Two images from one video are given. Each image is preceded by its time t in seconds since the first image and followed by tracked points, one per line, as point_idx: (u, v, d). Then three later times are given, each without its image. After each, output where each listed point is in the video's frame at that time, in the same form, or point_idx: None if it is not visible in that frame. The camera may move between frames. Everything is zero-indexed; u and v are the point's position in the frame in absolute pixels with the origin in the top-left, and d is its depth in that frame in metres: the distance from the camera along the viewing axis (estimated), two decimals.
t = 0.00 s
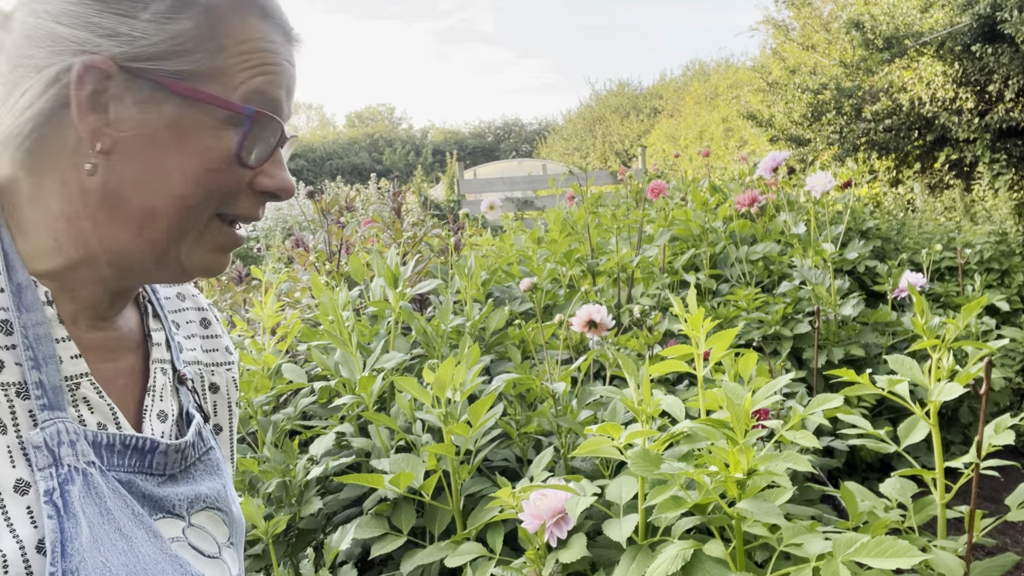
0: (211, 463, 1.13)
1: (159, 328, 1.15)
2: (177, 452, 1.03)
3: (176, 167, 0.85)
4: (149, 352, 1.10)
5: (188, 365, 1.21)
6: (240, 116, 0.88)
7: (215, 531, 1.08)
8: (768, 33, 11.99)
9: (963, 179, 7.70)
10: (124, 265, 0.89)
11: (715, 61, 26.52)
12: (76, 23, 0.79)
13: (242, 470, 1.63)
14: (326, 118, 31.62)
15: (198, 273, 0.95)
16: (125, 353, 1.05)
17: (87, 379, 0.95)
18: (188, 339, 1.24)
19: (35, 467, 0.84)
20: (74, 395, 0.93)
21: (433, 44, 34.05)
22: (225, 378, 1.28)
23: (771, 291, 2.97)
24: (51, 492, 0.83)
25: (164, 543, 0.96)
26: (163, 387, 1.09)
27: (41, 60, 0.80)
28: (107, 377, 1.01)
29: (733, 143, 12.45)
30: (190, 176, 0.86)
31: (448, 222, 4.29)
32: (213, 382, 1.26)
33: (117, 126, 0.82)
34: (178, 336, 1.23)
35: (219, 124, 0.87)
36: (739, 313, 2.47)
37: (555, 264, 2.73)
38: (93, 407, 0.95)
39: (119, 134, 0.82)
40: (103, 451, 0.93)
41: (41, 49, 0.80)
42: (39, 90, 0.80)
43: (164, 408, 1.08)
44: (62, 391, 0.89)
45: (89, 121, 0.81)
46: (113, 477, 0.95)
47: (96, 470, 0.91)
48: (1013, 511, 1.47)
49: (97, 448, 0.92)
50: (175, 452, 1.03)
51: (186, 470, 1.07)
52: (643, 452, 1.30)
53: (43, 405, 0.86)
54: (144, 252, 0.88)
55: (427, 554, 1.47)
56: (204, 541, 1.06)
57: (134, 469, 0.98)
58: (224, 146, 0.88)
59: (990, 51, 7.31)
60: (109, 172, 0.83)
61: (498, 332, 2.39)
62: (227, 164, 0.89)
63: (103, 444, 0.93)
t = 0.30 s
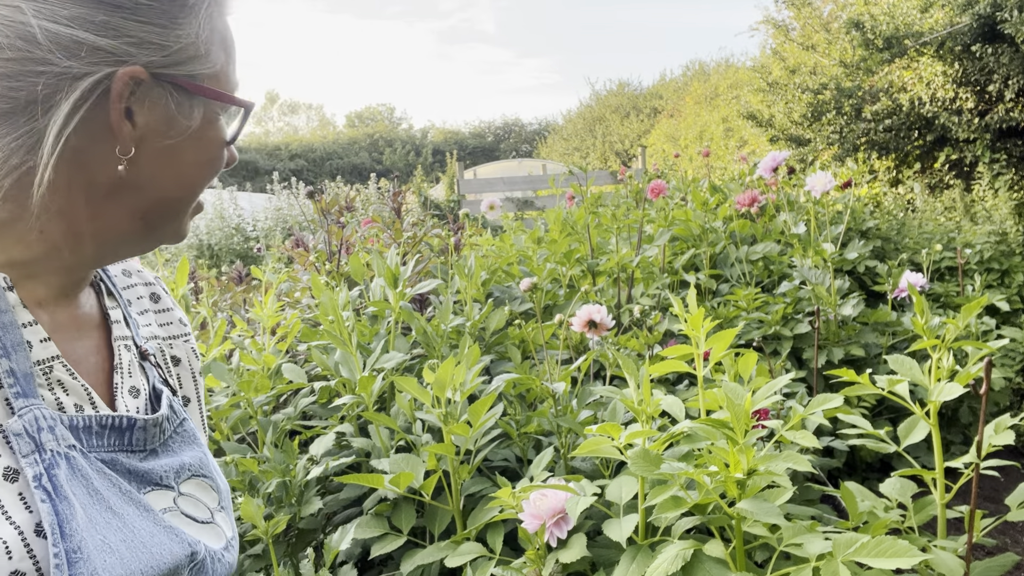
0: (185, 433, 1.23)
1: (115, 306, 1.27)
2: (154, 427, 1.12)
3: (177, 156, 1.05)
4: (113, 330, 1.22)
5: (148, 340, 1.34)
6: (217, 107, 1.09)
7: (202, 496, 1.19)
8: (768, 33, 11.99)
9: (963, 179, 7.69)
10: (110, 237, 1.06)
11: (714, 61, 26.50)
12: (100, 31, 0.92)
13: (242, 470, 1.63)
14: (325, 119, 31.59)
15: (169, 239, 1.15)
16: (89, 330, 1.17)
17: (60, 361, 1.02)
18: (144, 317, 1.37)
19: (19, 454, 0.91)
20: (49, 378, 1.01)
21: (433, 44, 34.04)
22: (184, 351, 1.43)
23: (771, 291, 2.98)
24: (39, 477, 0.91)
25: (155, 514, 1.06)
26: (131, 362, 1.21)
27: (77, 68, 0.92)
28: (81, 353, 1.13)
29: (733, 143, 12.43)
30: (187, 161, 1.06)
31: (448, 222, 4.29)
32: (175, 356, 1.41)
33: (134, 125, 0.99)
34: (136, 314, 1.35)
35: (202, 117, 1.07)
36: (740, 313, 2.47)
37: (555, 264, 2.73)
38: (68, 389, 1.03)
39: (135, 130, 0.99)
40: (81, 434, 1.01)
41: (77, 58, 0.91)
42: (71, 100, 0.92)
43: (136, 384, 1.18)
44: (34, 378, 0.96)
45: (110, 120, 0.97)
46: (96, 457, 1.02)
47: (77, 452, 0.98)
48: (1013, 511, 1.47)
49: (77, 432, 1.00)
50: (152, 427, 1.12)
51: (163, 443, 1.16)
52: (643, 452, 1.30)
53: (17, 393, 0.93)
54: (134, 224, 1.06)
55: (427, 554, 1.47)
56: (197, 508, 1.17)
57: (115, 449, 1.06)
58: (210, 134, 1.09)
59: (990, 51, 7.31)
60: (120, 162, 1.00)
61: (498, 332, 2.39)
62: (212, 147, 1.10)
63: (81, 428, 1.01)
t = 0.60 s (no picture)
0: (176, 412, 1.21)
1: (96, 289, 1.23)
2: (149, 404, 1.10)
3: (155, 134, 1.02)
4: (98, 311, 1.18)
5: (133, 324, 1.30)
6: (188, 84, 1.07)
7: (195, 476, 1.17)
8: (768, 33, 11.99)
9: (963, 179, 7.70)
10: (90, 220, 1.03)
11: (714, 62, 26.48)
12: (73, 8, 0.91)
13: (242, 470, 1.63)
14: (325, 118, 31.62)
15: (148, 223, 1.11)
16: (72, 314, 1.14)
17: (54, 338, 1.01)
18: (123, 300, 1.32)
19: (19, 427, 0.88)
20: (46, 354, 0.99)
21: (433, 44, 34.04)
22: (161, 335, 1.37)
23: (771, 291, 2.97)
24: (39, 451, 0.88)
25: (151, 492, 1.04)
26: (121, 343, 1.18)
27: (53, 46, 0.90)
28: (70, 334, 1.11)
29: (733, 143, 12.44)
30: (165, 139, 1.03)
31: (448, 222, 4.29)
32: (155, 340, 1.36)
33: (110, 103, 0.96)
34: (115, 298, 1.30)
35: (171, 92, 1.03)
36: (740, 313, 2.47)
37: (555, 264, 2.73)
38: (64, 365, 1.01)
39: (112, 108, 0.97)
40: (79, 409, 0.99)
41: (52, 36, 0.90)
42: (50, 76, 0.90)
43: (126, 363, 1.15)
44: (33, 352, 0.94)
45: (86, 97, 0.94)
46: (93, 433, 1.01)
47: (77, 427, 0.96)
48: (1013, 511, 1.47)
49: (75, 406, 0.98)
50: (148, 404, 1.10)
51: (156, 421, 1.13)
52: (643, 452, 1.30)
53: (17, 366, 0.91)
54: (113, 207, 1.03)
55: (427, 554, 1.47)
56: (188, 487, 1.14)
57: (111, 424, 1.04)
58: (184, 112, 1.06)
59: (990, 51, 7.31)
60: (99, 140, 0.97)
61: (498, 332, 2.39)
62: (187, 124, 1.07)
63: (79, 403, 0.99)
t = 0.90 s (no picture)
0: (159, 419, 1.13)
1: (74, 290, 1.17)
2: (129, 413, 1.03)
3: (142, 131, 0.96)
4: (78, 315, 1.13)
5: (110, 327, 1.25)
6: (175, 81, 1.01)
7: (177, 485, 1.10)
8: (768, 33, 11.99)
9: (963, 179, 7.70)
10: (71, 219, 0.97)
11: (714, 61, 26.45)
12: None
13: (242, 470, 1.63)
14: (325, 118, 31.62)
15: (133, 224, 1.05)
16: (51, 318, 1.08)
17: (32, 344, 0.95)
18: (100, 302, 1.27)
19: None
20: (22, 361, 0.94)
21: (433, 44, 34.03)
22: (141, 338, 1.33)
23: (771, 291, 2.98)
24: (15, 463, 0.84)
25: (132, 502, 0.98)
26: (100, 348, 1.13)
27: (38, 37, 0.85)
28: (48, 339, 1.06)
29: (733, 143, 12.43)
30: (151, 136, 0.97)
31: (448, 222, 4.29)
32: (135, 343, 1.32)
33: (96, 97, 0.91)
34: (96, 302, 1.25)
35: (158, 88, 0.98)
36: (740, 313, 2.47)
37: (555, 264, 2.73)
38: (41, 372, 0.96)
39: (97, 103, 0.91)
40: (57, 418, 0.94)
41: (38, 26, 0.85)
42: (34, 68, 0.85)
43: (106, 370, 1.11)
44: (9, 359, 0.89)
45: (70, 91, 0.89)
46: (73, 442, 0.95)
47: (56, 437, 0.91)
48: (1013, 511, 1.47)
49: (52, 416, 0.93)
50: (127, 413, 1.03)
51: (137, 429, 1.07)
52: (643, 452, 1.30)
53: None
54: (96, 205, 0.97)
55: (427, 554, 1.47)
56: (170, 496, 1.08)
57: (92, 433, 0.98)
58: (172, 110, 1.01)
59: (990, 51, 7.31)
60: (84, 137, 0.91)
61: (498, 332, 2.39)
62: (174, 122, 1.01)
63: (57, 412, 0.94)
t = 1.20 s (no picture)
0: (134, 410, 1.02)
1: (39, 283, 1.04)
2: (103, 403, 0.92)
3: (90, 115, 0.77)
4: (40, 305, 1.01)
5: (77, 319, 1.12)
6: (140, 63, 0.81)
7: (155, 476, 0.99)
8: (768, 33, 12.00)
9: (963, 179, 7.70)
10: (23, 215, 0.79)
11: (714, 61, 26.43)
12: None
13: (242, 470, 1.63)
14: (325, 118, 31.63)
15: (106, 218, 0.87)
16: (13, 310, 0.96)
17: None
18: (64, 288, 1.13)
19: None
20: None
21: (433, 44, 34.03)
22: (112, 327, 1.21)
23: (771, 291, 2.97)
24: None
25: (107, 493, 0.86)
26: (67, 339, 1.01)
27: None
28: (12, 332, 0.93)
29: (733, 143, 12.44)
30: (102, 120, 0.78)
31: (448, 222, 4.29)
32: (106, 332, 1.20)
33: (29, 77, 0.72)
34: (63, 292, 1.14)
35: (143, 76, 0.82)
36: (740, 313, 2.47)
37: (555, 264, 2.73)
38: (8, 365, 0.84)
39: (32, 84, 0.72)
40: (23, 409, 0.82)
41: None
42: None
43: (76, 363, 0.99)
44: None
45: None
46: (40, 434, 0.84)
47: (22, 429, 0.79)
48: (1013, 510, 1.47)
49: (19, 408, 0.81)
50: (101, 402, 0.92)
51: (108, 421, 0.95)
52: (643, 452, 1.30)
53: None
54: (50, 199, 0.79)
55: (427, 554, 1.47)
56: (148, 487, 0.96)
57: (61, 425, 0.87)
58: (132, 94, 0.81)
59: (990, 51, 7.31)
60: (22, 120, 0.73)
61: (497, 332, 2.39)
62: (136, 106, 0.81)
63: (23, 404, 0.82)
